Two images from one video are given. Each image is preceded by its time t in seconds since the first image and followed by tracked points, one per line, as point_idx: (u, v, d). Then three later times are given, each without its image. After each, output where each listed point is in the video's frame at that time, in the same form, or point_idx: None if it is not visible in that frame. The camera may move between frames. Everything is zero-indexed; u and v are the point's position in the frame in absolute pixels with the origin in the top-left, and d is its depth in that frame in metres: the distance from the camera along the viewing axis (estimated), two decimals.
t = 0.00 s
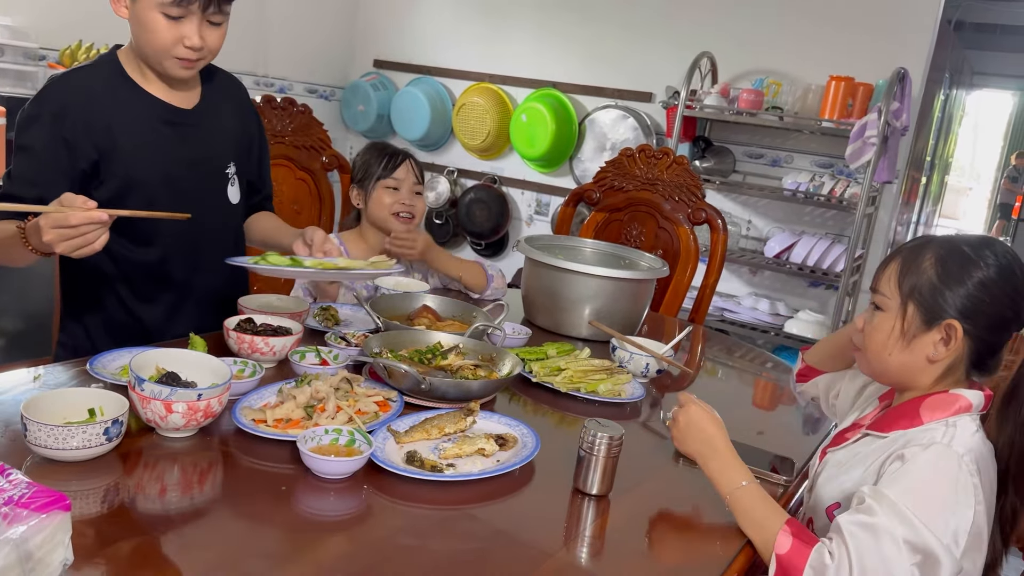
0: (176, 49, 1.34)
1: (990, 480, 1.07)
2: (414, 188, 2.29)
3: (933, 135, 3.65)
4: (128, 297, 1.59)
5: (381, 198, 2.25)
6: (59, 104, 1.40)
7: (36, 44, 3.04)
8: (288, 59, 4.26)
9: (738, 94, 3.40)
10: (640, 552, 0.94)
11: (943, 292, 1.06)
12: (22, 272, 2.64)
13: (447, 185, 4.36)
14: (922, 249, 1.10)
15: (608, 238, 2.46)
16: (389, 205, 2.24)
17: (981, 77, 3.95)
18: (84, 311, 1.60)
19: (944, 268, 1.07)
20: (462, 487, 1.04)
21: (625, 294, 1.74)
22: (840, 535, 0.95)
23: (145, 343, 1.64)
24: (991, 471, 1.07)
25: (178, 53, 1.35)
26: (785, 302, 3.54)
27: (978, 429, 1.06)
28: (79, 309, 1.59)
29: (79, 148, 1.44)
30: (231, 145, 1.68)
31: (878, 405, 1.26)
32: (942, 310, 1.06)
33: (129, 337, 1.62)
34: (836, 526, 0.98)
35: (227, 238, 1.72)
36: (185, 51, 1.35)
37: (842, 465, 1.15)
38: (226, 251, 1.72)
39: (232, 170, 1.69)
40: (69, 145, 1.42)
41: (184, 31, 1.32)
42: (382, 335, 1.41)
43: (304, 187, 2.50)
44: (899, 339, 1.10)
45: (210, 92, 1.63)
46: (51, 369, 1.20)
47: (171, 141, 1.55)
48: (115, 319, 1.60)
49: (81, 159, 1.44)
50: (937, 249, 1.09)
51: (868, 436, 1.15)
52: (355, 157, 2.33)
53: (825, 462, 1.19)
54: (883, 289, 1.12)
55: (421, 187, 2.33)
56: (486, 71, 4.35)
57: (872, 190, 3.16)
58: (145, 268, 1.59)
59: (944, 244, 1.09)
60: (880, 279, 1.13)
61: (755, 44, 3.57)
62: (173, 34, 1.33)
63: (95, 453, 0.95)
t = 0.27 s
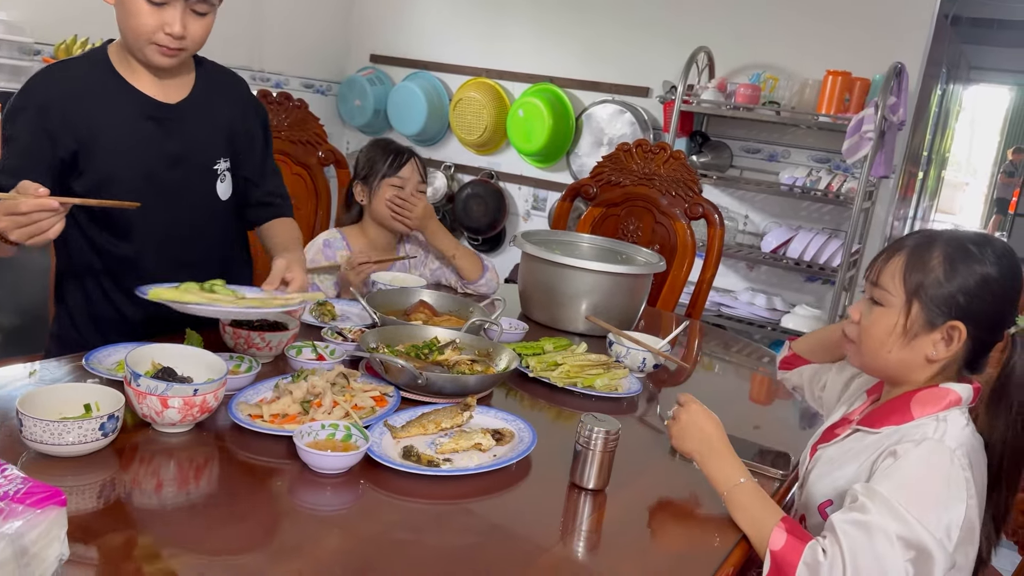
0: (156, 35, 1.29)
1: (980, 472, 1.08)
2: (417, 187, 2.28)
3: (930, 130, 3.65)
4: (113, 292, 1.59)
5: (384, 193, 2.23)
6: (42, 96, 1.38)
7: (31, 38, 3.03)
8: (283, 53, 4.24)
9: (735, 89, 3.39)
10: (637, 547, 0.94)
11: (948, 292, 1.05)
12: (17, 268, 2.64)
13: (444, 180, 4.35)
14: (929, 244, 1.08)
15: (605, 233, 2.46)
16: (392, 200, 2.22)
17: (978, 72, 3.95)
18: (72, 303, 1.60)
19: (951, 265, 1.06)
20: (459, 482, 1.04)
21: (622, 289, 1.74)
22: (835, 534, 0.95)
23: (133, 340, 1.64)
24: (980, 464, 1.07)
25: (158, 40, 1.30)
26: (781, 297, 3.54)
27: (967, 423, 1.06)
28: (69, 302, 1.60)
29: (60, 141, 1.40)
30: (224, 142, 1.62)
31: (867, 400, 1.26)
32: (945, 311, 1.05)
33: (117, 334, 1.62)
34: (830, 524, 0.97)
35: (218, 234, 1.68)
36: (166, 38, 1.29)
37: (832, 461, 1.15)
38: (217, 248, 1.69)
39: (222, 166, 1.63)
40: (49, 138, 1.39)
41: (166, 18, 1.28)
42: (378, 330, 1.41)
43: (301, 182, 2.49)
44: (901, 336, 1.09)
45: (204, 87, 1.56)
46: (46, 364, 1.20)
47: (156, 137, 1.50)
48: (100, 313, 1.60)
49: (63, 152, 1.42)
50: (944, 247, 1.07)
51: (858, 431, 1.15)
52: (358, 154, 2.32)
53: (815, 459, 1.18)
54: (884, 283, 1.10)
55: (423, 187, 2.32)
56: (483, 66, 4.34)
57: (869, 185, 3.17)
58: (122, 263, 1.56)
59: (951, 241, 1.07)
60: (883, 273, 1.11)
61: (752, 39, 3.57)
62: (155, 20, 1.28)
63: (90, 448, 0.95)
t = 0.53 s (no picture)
0: (145, 21, 1.28)
1: (973, 465, 1.08)
2: (434, 186, 2.24)
3: (928, 123, 3.65)
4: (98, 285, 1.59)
5: (398, 188, 2.22)
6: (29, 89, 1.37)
7: (26, 33, 3.02)
8: (279, 47, 4.23)
9: (733, 82, 3.39)
10: (633, 541, 0.94)
11: (948, 301, 1.04)
12: (13, 263, 2.63)
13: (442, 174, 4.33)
14: (935, 247, 1.06)
15: (602, 228, 2.46)
16: (404, 195, 2.19)
17: (976, 65, 3.95)
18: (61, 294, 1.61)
19: (955, 273, 1.04)
20: (456, 477, 1.04)
21: (620, 284, 1.74)
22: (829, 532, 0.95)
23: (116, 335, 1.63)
24: (971, 455, 1.08)
25: (148, 28, 1.29)
26: (779, 291, 3.54)
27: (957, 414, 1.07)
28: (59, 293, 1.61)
29: (45, 134, 1.40)
30: (215, 139, 1.60)
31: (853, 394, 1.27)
32: (942, 320, 1.05)
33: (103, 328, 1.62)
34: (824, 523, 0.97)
35: (206, 233, 1.66)
36: (155, 25, 1.28)
37: (822, 458, 1.15)
38: (205, 247, 1.68)
39: (210, 163, 1.60)
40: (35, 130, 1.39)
41: (156, 5, 1.27)
42: (376, 325, 1.40)
43: (296, 177, 2.48)
44: (896, 340, 1.09)
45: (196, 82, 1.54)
46: (42, 360, 1.20)
47: (142, 132, 1.49)
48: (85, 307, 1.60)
49: (47, 145, 1.41)
50: (950, 252, 1.05)
51: (849, 427, 1.15)
52: (382, 152, 2.34)
53: (806, 457, 1.18)
54: (884, 283, 1.09)
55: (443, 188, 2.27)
56: (480, 59, 4.33)
57: (866, 178, 3.16)
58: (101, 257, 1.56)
59: (958, 244, 1.05)
60: (883, 273, 1.09)
61: (750, 32, 3.56)
62: (145, 6, 1.27)
63: (86, 443, 0.95)
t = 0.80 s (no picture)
0: (140, 13, 1.27)
1: (971, 459, 1.08)
2: (439, 189, 2.26)
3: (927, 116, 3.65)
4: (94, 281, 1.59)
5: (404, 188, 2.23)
6: (23, 87, 1.36)
7: (22, 28, 3.00)
8: (276, 41, 4.21)
9: (732, 75, 3.38)
10: (632, 534, 0.94)
11: (944, 296, 1.04)
12: (11, 259, 2.62)
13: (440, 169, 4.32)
14: (930, 242, 1.06)
15: (601, 222, 2.46)
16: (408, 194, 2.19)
17: (975, 58, 3.94)
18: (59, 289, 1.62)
19: (949, 266, 1.04)
20: (456, 471, 1.04)
21: (618, 277, 1.74)
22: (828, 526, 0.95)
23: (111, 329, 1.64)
24: (970, 449, 1.08)
25: (143, 21, 1.28)
26: (778, 285, 3.54)
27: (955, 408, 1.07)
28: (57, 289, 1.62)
29: (40, 132, 1.39)
30: (211, 134, 1.59)
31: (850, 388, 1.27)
32: (939, 314, 1.05)
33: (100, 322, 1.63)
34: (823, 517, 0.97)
35: (202, 227, 1.66)
36: (150, 18, 1.28)
37: (819, 453, 1.15)
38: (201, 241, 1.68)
39: (206, 158, 1.59)
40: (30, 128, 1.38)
41: None
42: (375, 319, 1.40)
43: (294, 171, 2.48)
44: (893, 336, 1.09)
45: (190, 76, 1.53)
46: (39, 355, 1.19)
47: (137, 128, 1.48)
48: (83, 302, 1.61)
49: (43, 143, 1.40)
50: (946, 247, 1.05)
51: (847, 422, 1.15)
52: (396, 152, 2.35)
53: (804, 451, 1.17)
54: (880, 281, 1.09)
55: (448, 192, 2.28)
56: (478, 53, 4.31)
57: (865, 171, 3.16)
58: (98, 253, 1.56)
59: (955, 237, 1.05)
60: (879, 269, 1.09)
61: (748, 25, 3.54)
62: None
63: (85, 439, 0.94)
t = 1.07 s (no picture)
0: (146, 14, 1.27)
1: (977, 452, 1.07)
2: (438, 187, 2.25)
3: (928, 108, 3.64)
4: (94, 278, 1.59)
5: (403, 186, 2.23)
6: (21, 84, 1.36)
7: (21, 23, 2.99)
8: (275, 36, 4.20)
9: (732, 68, 3.37)
10: (633, 527, 0.94)
11: (944, 283, 1.04)
12: (11, 255, 2.61)
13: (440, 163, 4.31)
14: (923, 232, 1.06)
15: (601, 215, 2.45)
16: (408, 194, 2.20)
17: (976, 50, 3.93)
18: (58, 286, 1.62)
19: (946, 256, 1.04)
20: (456, 465, 1.04)
21: (618, 271, 1.74)
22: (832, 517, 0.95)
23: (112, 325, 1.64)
24: (977, 443, 1.08)
25: (147, 20, 1.28)
26: (778, 278, 3.54)
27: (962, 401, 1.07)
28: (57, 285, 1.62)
29: (39, 129, 1.39)
30: (210, 130, 1.59)
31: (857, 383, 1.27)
32: (941, 303, 1.05)
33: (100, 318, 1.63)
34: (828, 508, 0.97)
35: (202, 224, 1.66)
36: (155, 18, 1.28)
37: (827, 447, 1.15)
38: (201, 238, 1.67)
39: (205, 154, 1.59)
40: (29, 125, 1.38)
41: None
42: (375, 313, 1.40)
43: (293, 166, 2.47)
44: (897, 328, 1.09)
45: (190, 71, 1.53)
46: (39, 350, 1.19)
47: (137, 125, 1.48)
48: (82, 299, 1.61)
49: (42, 140, 1.40)
50: (939, 234, 1.05)
51: (854, 417, 1.15)
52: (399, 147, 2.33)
53: (812, 447, 1.17)
54: (878, 274, 1.09)
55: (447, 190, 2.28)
56: (478, 47, 4.30)
57: (866, 164, 3.15)
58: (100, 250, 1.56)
59: (945, 227, 1.06)
60: (876, 263, 1.09)
61: (749, 18, 3.53)
62: None
63: (86, 433, 0.94)
